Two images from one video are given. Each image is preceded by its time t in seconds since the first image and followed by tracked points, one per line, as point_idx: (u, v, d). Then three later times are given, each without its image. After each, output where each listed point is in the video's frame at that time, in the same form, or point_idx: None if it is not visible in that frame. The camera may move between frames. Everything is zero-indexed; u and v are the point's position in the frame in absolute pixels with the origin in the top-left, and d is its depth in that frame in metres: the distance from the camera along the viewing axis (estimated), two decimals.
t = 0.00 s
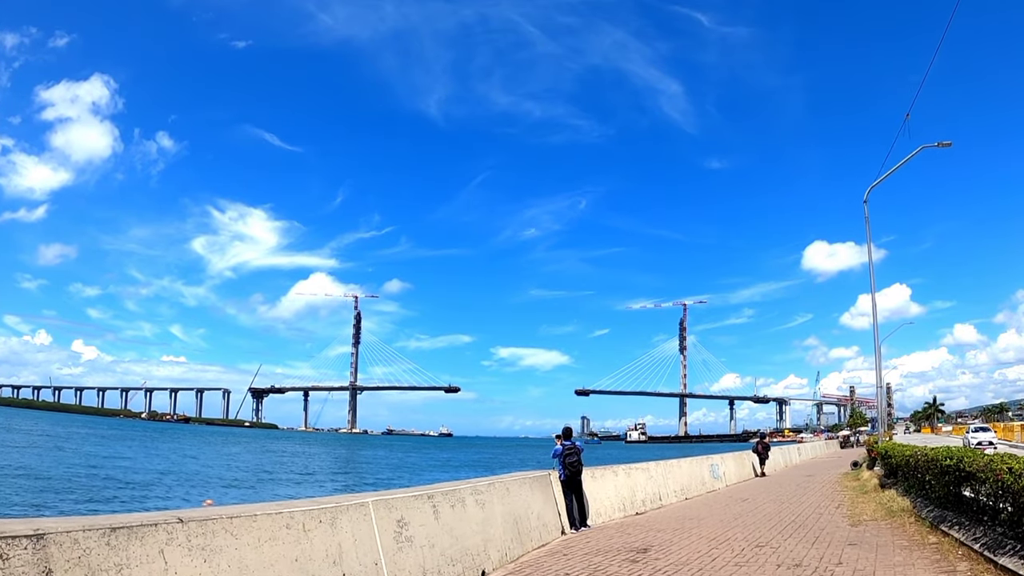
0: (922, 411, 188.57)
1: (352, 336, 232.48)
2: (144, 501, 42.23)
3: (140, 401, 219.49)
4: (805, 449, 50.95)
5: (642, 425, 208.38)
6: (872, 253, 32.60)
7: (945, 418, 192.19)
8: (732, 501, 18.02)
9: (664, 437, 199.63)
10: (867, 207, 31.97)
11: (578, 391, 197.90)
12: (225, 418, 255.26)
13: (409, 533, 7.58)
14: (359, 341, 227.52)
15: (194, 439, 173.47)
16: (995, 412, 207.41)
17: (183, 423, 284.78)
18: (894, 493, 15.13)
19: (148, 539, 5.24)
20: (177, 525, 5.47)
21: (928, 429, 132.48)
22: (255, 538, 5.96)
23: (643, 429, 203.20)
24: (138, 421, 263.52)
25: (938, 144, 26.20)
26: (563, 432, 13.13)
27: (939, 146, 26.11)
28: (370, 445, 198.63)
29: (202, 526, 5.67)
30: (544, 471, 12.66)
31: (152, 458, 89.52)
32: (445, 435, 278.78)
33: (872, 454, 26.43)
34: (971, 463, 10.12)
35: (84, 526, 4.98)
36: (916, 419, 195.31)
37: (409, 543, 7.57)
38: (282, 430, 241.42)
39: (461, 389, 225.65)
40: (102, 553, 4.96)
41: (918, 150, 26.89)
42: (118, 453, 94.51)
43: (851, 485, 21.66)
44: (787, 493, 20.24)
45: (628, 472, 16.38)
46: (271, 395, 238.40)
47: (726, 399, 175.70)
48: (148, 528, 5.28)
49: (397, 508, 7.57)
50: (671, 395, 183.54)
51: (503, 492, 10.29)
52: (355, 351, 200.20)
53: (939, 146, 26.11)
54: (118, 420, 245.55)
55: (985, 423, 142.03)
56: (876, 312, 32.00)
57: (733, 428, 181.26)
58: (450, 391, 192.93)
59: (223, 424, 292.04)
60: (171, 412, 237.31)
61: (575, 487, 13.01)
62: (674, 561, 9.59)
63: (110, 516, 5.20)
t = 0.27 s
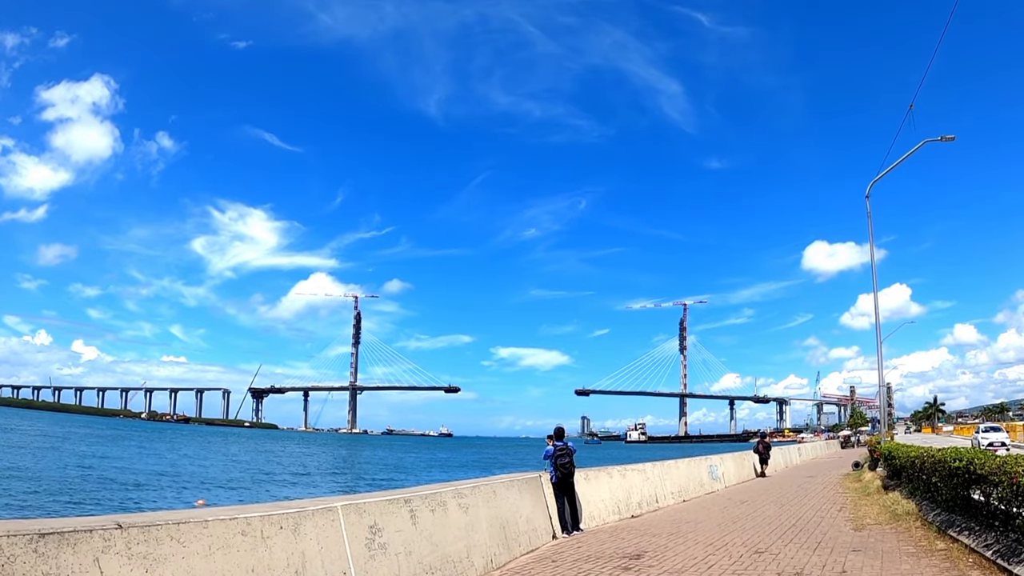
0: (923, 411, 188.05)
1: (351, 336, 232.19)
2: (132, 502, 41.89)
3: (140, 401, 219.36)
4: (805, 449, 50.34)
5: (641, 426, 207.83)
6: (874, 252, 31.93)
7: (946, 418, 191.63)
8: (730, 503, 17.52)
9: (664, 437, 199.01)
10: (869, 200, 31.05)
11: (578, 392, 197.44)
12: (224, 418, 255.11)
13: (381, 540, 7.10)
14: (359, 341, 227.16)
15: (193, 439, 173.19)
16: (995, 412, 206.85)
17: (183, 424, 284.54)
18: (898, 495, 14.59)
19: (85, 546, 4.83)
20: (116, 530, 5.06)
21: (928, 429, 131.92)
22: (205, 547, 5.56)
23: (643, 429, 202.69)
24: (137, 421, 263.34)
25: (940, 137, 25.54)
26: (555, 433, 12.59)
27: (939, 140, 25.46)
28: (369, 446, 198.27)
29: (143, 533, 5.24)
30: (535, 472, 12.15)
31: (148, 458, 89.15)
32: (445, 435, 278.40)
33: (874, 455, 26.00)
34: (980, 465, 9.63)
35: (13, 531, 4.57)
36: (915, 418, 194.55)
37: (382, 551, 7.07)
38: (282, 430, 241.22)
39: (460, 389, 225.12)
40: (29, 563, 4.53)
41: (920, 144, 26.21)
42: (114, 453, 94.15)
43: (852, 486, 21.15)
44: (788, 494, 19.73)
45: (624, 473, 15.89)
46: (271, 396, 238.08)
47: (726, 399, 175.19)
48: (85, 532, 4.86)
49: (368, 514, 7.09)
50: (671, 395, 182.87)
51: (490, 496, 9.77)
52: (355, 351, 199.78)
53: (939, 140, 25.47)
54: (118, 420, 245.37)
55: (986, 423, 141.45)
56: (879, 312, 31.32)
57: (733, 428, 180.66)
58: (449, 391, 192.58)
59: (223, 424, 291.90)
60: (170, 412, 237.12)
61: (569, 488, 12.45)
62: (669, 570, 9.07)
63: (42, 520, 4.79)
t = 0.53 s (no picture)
0: (923, 411, 187.76)
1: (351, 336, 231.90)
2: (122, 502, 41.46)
3: (139, 401, 219.21)
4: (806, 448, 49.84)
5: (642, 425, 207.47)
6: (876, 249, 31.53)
7: (947, 418, 191.24)
8: (730, 505, 17.02)
9: (665, 437, 198.37)
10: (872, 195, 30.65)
11: (578, 392, 197.08)
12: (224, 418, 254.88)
13: (350, 544, 6.65)
14: (358, 341, 226.87)
15: (191, 439, 172.79)
16: (996, 412, 206.46)
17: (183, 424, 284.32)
18: (902, 497, 14.10)
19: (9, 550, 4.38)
20: (48, 532, 4.62)
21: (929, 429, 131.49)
22: (148, 553, 5.14)
23: (643, 429, 202.35)
24: (137, 421, 263.26)
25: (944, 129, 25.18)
26: (545, 433, 12.08)
27: (943, 131, 25.50)
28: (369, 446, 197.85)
29: (76, 535, 4.80)
30: (525, 474, 11.64)
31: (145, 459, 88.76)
32: (445, 435, 278.21)
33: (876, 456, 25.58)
34: (992, 466, 9.12)
35: None
36: (916, 417, 193.84)
37: (351, 557, 6.61)
38: (282, 430, 240.87)
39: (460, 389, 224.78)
40: None
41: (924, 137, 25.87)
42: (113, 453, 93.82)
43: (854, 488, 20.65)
44: (788, 495, 19.24)
45: (620, 474, 15.38)
46: (272, 396, 237.65)
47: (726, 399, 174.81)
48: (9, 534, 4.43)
49: (337, 517, 6.64)
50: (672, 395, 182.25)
51: (475, 497, 9.30)
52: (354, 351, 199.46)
53: (943, 130, 25.50)
54: (118, 421, 245.14)
55: (986, 423, 140.95)
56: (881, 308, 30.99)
57: (734, 427, 180.02)
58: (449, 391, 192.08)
59: (224, 424, 291.60)
60: (170, 412, 236.93)
61: (559, 490, 11.94)
62: None
63: None
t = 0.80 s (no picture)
0: (924, 411, 187.43)
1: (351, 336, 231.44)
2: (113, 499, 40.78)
3: (139, 400, 218.68)
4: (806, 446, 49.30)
5: (642, 425, 207.08)
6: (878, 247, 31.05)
7: (948, 418, 190.90)
8: (729, 507, 16.51)
9: (665, 437, 197.77)
10: (874, 190, 30.05)
11: (579, 391, 196.66)
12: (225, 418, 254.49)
13: (317, 550, 6.24)
14: (358, 340, 226.47)
15: (190, 438, 172.07)
16: (997, 411, 206.02)
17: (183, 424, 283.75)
18: (908, 498, 13.61)
19: None
20: None
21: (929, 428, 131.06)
22: (83, 559, 4.76)
23: (644, 428, 202.00)
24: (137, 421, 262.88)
25: (947, 123, 24.66)
26: (537, 430, 11.59)
27: (948, 124, 24.69)
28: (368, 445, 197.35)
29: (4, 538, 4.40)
30: (514, 475, 11.13)
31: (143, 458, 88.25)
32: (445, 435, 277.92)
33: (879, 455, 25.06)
34: (1003, 464, 8.67)
35: None
36: (917, 416, 193.24)
37: (317, 564, 6.21)
38: (282, 430, 240.29)
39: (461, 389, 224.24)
40: None
41: (926, 130, 25.34)
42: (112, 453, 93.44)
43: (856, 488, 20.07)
44: (789, 497, 18.75)
45: (616, 474, 14.90)
46: (271, 395, 237.04)
47: (726, 399, 174.26)
48: None
49: (302, 522, 6.28)
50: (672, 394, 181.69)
51: (460, 498, 8.85)
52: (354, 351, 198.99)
53: (949, 124, 24.69)
54: (117, 421, 244.49)
55: (987, 423, 140.42)
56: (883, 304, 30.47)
57: (734, 427, 179.47)
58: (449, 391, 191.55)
59: (224, 423, 291.00)
60: (170, 412, 236.62)
61: (552, 491, 11.45)
62: None
63: None
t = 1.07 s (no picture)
0: (925, 411, 186.80)
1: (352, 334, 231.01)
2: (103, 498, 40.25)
3: (138, 398, 218.31)
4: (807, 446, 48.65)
5: (643, 424, 206.51)
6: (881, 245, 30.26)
7: (949, 418, 190.19)
8: (729, 509, 15.98)
9: (666, 436, 197.02)
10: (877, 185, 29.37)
11: (579, 390, 196.17)
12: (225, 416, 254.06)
13: (275, 557, 5.85)
14: (359, 339, 226.04)
15: (189, 436, 171.67)
16: (998, 411, 205.31)
17: (183, 422, 283.30)
18: (915, 501, 13.09)
19: None
20: None
21: (931, 429, 130.39)
22: (7, 568, 4.38)
23: (644, 427, 201.39)
24: (138, 419, 262.65)
25: (953, 116, 23.99)
26: (527, 430, 11.06)
27: (953, 118, 23.89)
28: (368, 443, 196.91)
29: None
30: (503, 477, 10.64)
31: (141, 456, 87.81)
32: (445, 434, 277.38)
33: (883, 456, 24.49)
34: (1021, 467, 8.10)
35: None
36: (918, 416, 192.45)
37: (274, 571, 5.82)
38: (282, 428, 239.83)
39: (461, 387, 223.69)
40: None
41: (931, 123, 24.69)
42: (110, 451, 93.03)
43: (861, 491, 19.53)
44: (791, 498, 18.23)
45: (611, 476, 14.38)
46: (271, 393, 236.50)
47: (727, 398, 173.67)
48: None
49: (261, 527, 5.89)
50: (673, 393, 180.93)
51: (442, 502, 8.40)
52: (355, 349, 198.60)
53: (954, 117, 23.88)
54: (117, 418, 244.23)
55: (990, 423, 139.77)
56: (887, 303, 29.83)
57: (735, 426, 178.77)
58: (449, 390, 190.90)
59: (224, 421, 290.49)
60: (170, 410, 236.37)
61: (542, 494, 10.94)
62: None
63: None
